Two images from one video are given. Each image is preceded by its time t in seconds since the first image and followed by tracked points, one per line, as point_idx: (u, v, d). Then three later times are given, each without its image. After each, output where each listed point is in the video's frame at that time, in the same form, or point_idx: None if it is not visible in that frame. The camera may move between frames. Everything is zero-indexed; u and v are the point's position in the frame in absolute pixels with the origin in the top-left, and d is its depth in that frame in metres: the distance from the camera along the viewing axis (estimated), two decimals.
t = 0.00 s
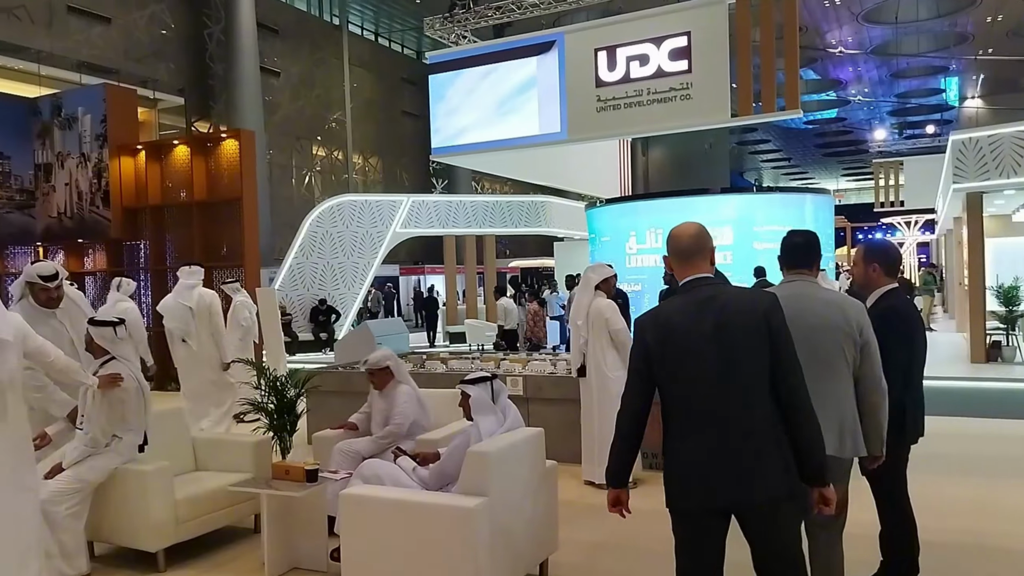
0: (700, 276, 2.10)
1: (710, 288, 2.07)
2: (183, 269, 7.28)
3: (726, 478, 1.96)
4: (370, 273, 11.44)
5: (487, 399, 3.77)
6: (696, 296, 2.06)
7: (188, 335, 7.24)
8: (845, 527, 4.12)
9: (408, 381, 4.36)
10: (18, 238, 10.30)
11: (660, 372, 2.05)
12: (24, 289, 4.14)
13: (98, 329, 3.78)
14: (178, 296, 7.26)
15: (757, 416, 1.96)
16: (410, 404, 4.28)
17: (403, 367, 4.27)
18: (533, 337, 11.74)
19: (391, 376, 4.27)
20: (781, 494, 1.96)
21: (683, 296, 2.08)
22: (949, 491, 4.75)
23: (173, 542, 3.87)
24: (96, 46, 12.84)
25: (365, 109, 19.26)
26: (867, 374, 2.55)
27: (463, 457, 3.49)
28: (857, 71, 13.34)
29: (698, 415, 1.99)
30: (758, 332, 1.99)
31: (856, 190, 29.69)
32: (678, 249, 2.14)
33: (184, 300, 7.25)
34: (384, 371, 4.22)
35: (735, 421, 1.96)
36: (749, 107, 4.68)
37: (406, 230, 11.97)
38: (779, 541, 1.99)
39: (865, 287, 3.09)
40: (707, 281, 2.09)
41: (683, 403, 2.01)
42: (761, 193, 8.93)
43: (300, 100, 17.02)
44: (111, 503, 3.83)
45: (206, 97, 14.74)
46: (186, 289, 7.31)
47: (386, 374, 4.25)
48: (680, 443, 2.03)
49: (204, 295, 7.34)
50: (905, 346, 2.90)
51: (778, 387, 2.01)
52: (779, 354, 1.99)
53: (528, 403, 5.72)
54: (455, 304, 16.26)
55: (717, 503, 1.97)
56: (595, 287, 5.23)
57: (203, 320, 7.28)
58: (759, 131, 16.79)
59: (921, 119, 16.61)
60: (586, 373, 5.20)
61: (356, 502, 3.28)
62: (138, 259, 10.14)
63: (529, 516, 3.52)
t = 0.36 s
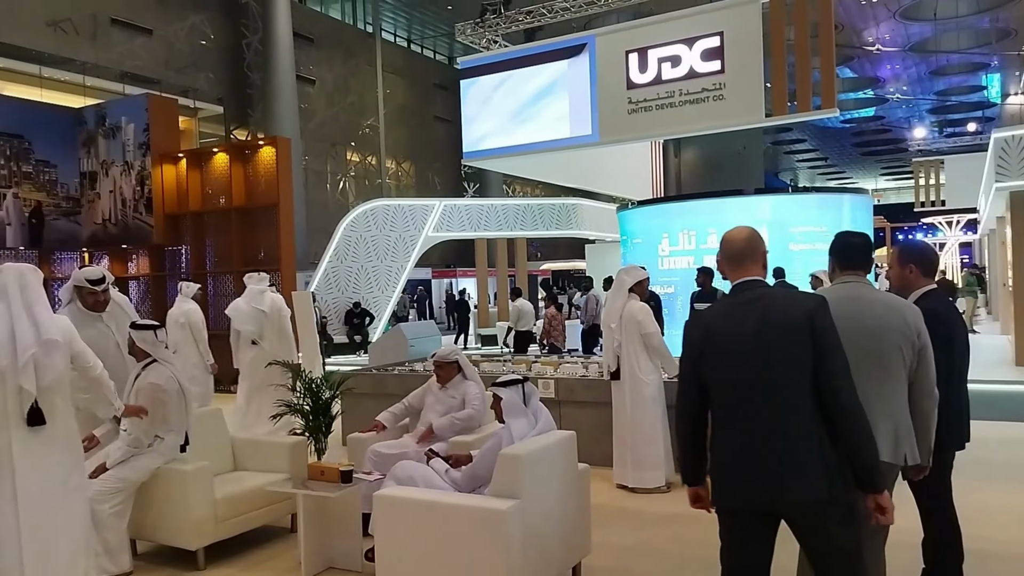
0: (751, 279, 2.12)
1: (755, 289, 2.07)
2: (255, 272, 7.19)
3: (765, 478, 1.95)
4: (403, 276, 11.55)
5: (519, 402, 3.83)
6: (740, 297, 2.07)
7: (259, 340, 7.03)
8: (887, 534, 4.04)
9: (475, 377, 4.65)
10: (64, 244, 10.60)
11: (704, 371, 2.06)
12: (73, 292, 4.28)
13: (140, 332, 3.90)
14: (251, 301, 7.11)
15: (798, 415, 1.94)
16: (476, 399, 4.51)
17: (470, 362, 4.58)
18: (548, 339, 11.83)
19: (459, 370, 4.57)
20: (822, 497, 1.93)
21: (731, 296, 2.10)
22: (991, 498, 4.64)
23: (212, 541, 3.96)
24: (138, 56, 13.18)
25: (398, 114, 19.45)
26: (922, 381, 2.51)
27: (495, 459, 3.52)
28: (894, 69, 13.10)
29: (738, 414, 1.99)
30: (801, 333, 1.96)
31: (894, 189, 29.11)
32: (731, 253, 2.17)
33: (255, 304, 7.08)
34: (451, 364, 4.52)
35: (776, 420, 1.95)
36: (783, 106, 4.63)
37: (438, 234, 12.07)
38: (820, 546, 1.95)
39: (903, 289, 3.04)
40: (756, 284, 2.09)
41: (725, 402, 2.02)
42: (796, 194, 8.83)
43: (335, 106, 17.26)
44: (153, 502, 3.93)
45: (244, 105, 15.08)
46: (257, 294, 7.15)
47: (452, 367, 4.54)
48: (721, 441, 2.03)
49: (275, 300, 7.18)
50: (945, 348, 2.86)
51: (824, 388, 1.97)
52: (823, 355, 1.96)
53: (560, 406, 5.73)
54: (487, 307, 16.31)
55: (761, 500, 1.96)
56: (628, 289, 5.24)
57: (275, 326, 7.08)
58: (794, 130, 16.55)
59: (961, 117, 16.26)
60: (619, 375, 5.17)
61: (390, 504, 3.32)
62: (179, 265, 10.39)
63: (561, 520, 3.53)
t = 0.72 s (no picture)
0: (877, 280, 2.06)
1: (873, 295, 2.02)
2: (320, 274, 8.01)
3: (881, 492, 1.91)
4: (439, 279, 11.63)
5: (554, 405, 3.83)
6: (856, 303, 2.01)
7: (331, 333, 7.90)
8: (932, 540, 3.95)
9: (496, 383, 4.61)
10: (110, 250, 10.88)
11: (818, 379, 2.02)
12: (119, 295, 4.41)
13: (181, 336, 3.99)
14: (318, 299, 7.98)
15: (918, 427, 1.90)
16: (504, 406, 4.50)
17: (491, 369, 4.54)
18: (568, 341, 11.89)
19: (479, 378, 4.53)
20: (941, 511, 1.89)
21: (848, 300, 2.05)
22: None
23: (252, 541, 4.02)
24: (180, 66, 13.51)
25: (433, 119, 19.60)
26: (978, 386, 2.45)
27: (530, 462, 3.54)
28: (936, 66, 12.81)
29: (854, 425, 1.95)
30: (922, 342, 1.91)
31: (936, 188, 28.44)
32: (859, 253, 2.11)
33: (325, 302, 7.99)
34: (471, 372, 4.49)
35: (896, 432, 1.91)
36: (821, 105, 4.56)
37: (473, 237, 12.15)
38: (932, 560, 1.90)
39: (947, 289, 2.99)
40: (878, 287, 2.04)
41: (840, 411, 1.98)
42: (837, 193, 8.67)
43: (371, 111, 17.46)
44: (195, 502, 4.02)
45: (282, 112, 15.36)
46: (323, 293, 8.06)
47: (473, 375, 4.50)
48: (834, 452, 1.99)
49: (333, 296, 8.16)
50: (988, 346, 2.78)
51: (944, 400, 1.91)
52: (944, 363, 1.90)
53: (595, 408, 5.70)
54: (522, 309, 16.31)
55: (874, 510, 1.92)
56: (665, 292, 5.20)
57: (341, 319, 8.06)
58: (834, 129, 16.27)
59: (1008, 114, 15.82)
60: (656, 378, 5.14)
61: (427, 505, 3.35)
62: (220, 269, 10.59)
63: (598, 524, 3.52)
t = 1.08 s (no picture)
0: (997, 275, 2.02)
1: (991, 293, 1.98)
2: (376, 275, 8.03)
3: (998, 491, 1.88)
4: (476, 281, 11.69)
5: (592, 406, 3.80)
6: (979, 301, 1.98)
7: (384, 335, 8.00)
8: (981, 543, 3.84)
9: (543, 383, 4.55)
10: (155, 255, 11.14)
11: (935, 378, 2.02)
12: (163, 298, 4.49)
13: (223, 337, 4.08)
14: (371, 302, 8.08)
15: None
16: (549, 407, 4.44)
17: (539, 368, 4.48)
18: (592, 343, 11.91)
19: (527, 376, 4.48)
20: None
21: (967, 296, 2.02)
22: None
23: (294, 541, 4.07)
24: (222, 73, 13.79)
25: (470, 121, 19.70)
26: None
27: (568, 464, 3.54)
28: (982, 61, 12.48)
29: (979, 421, 1.91)
30: None
31: (984, 186, 27.64)
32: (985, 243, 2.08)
33: (377, 305, 8.09)
34: (519, 370, 4.43)
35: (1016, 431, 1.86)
36: (863, 102, 4.45)
37: (510, 239, 12.18)
38: None
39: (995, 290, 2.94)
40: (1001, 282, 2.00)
41: (955, 411, 1.96)
42: (880, 192, 8.48)
43: (408, 115, 17.62)
44: (238, 502, 4.08)
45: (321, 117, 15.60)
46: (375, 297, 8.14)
47: (522, 373, 4.46)
48: (962, 449, 1.95)
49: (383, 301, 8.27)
50: None
51: None
52: None
53: (634, 410, 5.66)
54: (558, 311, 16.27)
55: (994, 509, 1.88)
56: (704, 292, 5.14)
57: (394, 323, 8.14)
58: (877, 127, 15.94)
59: None
60: (697, 380, 5.09)
61: (465, 507, 3.36)
62: (261, 272, 10.76)
63: (637, 528, 3.48)
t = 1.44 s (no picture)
0: None
1: None
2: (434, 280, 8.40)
3: None
4: (513, 283, 11.77)
5: (631, 407, 3.79)
6: None
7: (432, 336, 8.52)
8: None
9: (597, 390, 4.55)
10: (200, 257, 11.39)
11: None
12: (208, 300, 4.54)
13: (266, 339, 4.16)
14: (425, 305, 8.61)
15: None
16: (597, 415, 4.42)
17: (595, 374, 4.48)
18: (616, 343, 11.73)
19: (582, 381, 4.51)
20: None
21: None
22: None
23: (336, 539, 4.12)
24: (262, 78, 14.03)
25: (507, 122, 19.73)
26: None
27: (608, 464, 3.51)
28: None
29: None
30: None
31: None
32: None
33: (431, 308, 8.61)
34: (576, 373, 4.46)
35: None
36: (909, 96, 4.32)
37: (548, 240, 12.21)
38: None
39: None
40: None
41: None
42: (926, 189, 8.28)
43: (446, 116, 17.72)
44: (280, 500, 4.14)
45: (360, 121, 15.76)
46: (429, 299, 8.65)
47: (577, 377, 4.48)
48: None
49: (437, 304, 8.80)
50: None
51: None
52: None
53: (674, 412, 5.60)
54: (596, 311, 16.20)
55: None
56: (746, 292, 5.06)
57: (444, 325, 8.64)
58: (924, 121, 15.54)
59: None
60: (739, 381, 5.01)
61: (504, 508, 3.35)
62: (302, 274, 10.90)
63: (676, 531, 3.42)
